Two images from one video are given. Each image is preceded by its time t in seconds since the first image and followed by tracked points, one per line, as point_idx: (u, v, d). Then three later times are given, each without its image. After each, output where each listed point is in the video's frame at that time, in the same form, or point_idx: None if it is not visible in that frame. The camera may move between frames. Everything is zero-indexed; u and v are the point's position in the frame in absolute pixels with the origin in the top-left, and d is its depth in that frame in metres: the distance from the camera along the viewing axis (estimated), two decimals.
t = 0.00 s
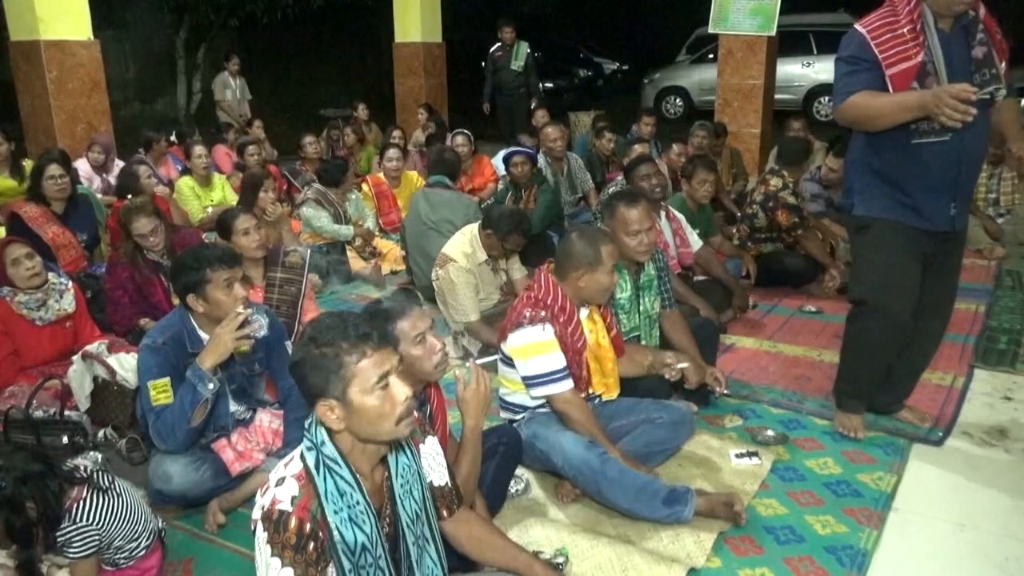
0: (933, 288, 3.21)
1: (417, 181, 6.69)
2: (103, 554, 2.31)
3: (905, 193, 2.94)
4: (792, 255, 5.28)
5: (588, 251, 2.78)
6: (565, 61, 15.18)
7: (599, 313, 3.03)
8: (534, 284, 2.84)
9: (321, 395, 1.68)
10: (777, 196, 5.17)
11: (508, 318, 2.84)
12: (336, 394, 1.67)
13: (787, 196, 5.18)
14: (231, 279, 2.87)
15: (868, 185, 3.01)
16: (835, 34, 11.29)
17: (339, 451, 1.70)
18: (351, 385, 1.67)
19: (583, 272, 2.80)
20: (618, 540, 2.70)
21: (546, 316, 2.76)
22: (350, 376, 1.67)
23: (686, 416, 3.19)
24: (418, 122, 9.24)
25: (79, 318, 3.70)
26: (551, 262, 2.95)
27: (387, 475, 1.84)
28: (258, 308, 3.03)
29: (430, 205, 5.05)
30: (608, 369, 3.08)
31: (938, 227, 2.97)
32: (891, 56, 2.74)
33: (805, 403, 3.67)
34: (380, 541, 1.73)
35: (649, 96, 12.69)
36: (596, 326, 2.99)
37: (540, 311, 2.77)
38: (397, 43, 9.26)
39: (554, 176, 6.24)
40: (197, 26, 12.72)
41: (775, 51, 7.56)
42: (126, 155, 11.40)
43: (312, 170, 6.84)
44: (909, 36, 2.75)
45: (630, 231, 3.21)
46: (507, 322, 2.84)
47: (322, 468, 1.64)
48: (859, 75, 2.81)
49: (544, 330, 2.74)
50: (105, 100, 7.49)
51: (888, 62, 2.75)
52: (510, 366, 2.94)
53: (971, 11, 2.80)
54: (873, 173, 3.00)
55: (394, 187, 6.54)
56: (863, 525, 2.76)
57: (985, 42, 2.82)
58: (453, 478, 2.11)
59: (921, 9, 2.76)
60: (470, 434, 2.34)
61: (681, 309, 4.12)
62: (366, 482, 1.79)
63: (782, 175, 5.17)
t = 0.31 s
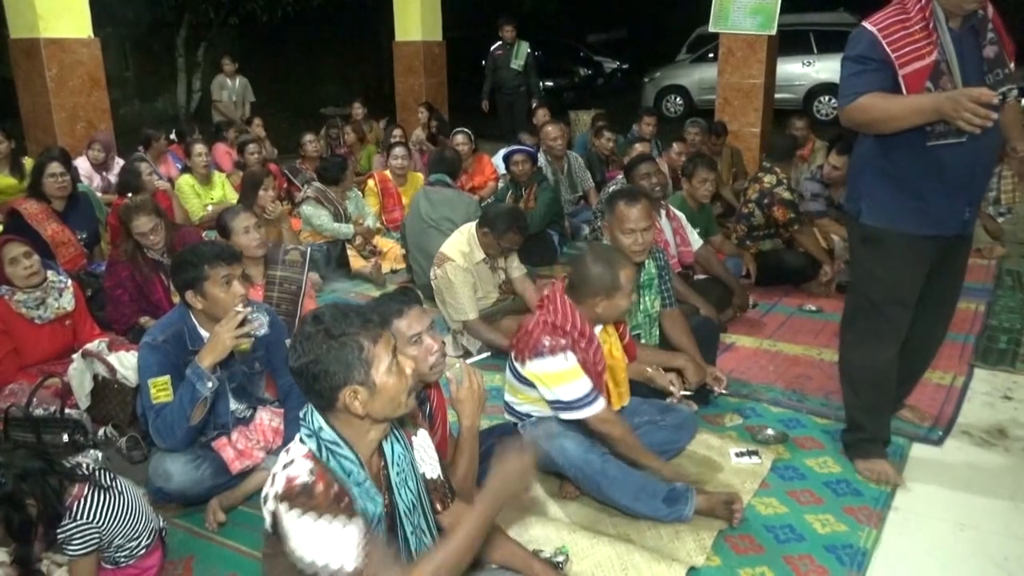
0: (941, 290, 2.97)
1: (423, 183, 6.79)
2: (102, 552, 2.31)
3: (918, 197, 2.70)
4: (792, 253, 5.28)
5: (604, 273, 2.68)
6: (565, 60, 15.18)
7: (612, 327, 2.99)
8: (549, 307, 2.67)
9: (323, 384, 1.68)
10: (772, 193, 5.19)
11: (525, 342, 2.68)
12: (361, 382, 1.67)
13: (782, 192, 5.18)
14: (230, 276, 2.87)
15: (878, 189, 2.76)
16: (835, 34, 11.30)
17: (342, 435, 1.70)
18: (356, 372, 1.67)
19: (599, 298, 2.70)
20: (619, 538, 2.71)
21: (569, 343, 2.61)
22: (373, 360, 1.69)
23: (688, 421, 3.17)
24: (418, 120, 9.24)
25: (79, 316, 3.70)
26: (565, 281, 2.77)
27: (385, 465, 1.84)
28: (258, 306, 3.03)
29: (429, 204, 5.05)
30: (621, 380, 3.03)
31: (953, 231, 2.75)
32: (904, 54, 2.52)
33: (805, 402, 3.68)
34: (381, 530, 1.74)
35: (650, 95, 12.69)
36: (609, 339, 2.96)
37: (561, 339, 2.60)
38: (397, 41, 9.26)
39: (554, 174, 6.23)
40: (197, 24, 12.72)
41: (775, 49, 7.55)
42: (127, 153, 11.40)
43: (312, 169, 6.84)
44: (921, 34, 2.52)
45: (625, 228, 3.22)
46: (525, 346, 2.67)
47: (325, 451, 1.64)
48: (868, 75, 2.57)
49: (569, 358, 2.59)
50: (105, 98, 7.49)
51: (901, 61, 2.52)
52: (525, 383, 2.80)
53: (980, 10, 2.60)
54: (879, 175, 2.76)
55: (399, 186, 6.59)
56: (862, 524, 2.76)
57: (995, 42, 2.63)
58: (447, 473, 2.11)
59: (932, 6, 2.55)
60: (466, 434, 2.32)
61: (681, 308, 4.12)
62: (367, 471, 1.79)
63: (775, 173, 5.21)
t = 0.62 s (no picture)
0: (936, 295, 2.94)
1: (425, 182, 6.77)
2: (104, 550, 2.32)
3: (922, 208, 2.68)
4: (790, 252, 5.28)
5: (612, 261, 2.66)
6: (564, 59, 15.18)
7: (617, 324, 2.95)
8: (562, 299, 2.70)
9: (323, 374, 1.71)
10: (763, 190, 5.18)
11: (541, 337, 2.70)
12: (333, 368, 1.70)
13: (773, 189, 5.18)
14: (229, 274, 2.86)
15: (880, 199, 2.71)
16: (834, 32, 11.32)
17: (345, 423, 1.73)
18: (358, 361, 1.71)
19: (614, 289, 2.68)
20: (618, 537, 2.71)
21: (587, 331, 2.65)
22: (348, 353, 1.71)
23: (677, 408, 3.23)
24: (417, 119, 9.24)
25: (77, 314, 3.70)
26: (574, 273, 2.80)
27: (387, 458, 1.86)
28: (257, 305, 3.05)
29: (430, 202, 5.05)
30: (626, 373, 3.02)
31: (952, 242, 2.74)
32: (905, 60, 2.48)
33: (804, 400, 3.68)
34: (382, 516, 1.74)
35: (649, 94, 12.69)
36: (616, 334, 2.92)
37: (579, 328, 2.65)
38: (396, 40, 9.26)
39: (553, 173, 6.23)
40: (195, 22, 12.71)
41: (774, 48, 7.55)
42: (125, 152, 11.39)
43: (311, 167, 6.84)
44: (921, 37, 2.49)
45: (625, 226, 3.23)
46: (542, 340, 2.70)
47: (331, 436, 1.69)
48: (871, 81, 2.52)
49: (588, 345, 2.63)
50: (104, 97, 7.47)
51: (901, 67, 2.49)
52: (536, 381, 2.82)
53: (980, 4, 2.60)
54: (880, 185, 2.72)
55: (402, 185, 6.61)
56: (861, 522, 2.77)
57: (997, 36, 2.61)
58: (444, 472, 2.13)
59: (931, 5, 2.52)
60: (466, 435, 2.27)
61: (679, 307, 4.13)
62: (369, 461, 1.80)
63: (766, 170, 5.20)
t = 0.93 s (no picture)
0: (937, 299, 2.90)
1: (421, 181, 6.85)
2: (100, 552, 2.31)
3: (915, 216, 2.66)
4: (786, 250, 5.30)
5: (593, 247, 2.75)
6: (560, 58, 15.16)
7: (598, 313, 3.09)
8: (535, 276, 2.87)
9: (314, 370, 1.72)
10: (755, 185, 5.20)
11: (508, 308, 2.87)
12: (326, 364, 1.73)
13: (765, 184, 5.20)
14: (226, 273, 2.85)
15: (875, 206, 2.71)
16: (831, 31, 11.33)
17: (339, 421, 1.72)
18: (349, 357, 1.72)
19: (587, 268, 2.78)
20: (614, 535, 2.71)
21: (545, 303, 2.79)
22: (341, 347, 1.72)
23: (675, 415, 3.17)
24: (413, 117, 9.22)
25: (73, 314, 3.70)
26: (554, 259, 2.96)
27: (383, 459, 1.86)
28: (253, 304, 3.05)
29: (428, 201, 5.05)
30: (604, 365, 3.12)
31: (948, 249, 2.71)
32: (912, 62, 2.44)
33: (800, 398, 3.69)
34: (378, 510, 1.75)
35: (645, 93, 12.70)
36: (593, 323, 3.05)
37: (538, 299, 2.79)
38: (392, 39, 9.25)
39: (550, 172, 6.21)
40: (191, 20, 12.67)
41: (770, 47, 7.55)
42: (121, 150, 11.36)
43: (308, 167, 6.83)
44: (928, 39, 2.45)
45: (628, 229, 3.22)
46: (507, 311, 2.86)
47: (325, 436, 1.68)
48: (882, 83, 2.47)
49: (542, 316, 2.76)
50: (99, 95, 7.44)
51: (909, 70, 2.45)
52: (508, 357, 2.95)
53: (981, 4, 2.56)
54: (874, 191, 2.70)
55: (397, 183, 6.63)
56: (857, 520, 2.77)
57: (997, 37, 2.58)
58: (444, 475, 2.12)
59: (935, 7, 2.48)
60: (462, 431, 2.33)
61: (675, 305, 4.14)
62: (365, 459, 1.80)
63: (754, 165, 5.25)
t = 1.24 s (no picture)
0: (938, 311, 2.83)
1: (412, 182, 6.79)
2: (93, 558, 2.31)
3: (909, 215, 2.65)
4: (776, 250, 5.32)
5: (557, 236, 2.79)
6: (551, 58, 15.17)
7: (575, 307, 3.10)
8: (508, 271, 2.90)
9: (312, 382, 1.73)
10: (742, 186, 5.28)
11: (484, 304, 2.90)
12: (326, 379, 1.72)
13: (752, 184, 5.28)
14: (217, 276, 2.83)
15: (869, 203, 2.72)
16: (821, 32, 11.38)
17: (328, 438, 1.73)
18: (353, 370, 1.73)
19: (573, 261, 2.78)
20: (607, 535, 2.71)
21: (519, 296, 2.81)
22: (342, 363, 1.73)
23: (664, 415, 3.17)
24: (404, 118, 9.22)
25: (64, 316, 3.68)
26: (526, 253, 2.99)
27: (372, 469, 1.88)
28: (244, 306, 3.04)
29: (420, 202, 5.03)
30: (585, 361, 3.09)
31: (941, 254, 2.68)
32: (919, 56, 2.40)
33: (791, 398, 3.70)
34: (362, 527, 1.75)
35: (636, 93, 12.72)
36: (571, 318, 3.05)
37: (513, 293, 2.82)
38: (383, 39, 9.23)
39: (541, 173, 6.27)
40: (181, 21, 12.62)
41: (761, 48, 7.58)
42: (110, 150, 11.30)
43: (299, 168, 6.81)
44: (935, 35, 2.42)
45: (625, 235, 3.22)
46: (484, 308, 2.90)
47: (309, 453, 1.67)
48: (891, 77, 2.41)
49: (517, 309, 2.79)
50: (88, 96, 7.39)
51: (916, 64, 2.40)
52: (487, 356, 2.96)
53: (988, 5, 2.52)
54: (873, 190, 2.70)
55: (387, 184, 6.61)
56: (848, 519, 2.79)
57: (1004, 39, 2.53)
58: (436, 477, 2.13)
59: (943, 3, 2.45)
60: (454, 433, 2.34)
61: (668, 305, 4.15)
62: (353, 469, 1.82)
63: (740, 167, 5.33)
